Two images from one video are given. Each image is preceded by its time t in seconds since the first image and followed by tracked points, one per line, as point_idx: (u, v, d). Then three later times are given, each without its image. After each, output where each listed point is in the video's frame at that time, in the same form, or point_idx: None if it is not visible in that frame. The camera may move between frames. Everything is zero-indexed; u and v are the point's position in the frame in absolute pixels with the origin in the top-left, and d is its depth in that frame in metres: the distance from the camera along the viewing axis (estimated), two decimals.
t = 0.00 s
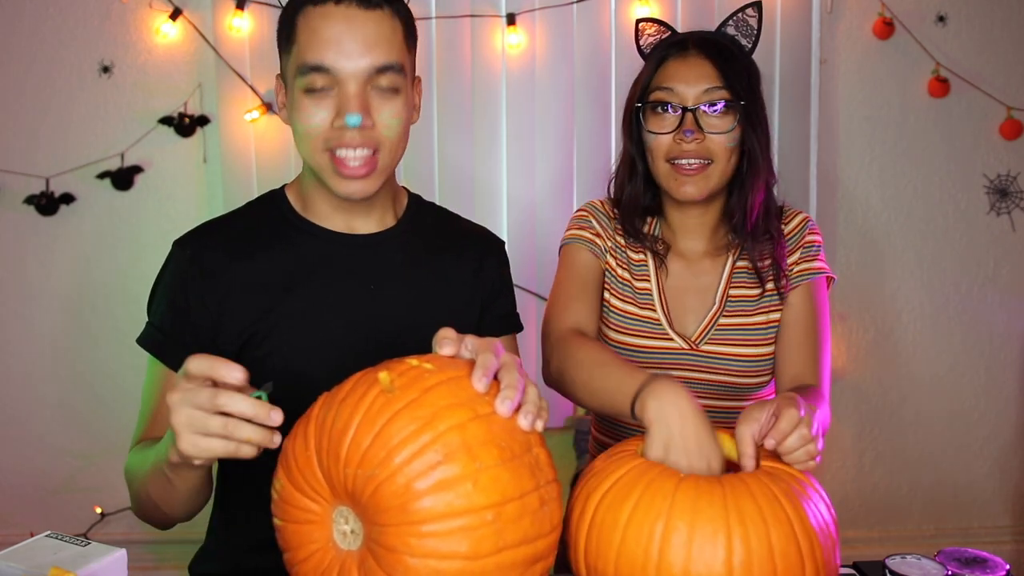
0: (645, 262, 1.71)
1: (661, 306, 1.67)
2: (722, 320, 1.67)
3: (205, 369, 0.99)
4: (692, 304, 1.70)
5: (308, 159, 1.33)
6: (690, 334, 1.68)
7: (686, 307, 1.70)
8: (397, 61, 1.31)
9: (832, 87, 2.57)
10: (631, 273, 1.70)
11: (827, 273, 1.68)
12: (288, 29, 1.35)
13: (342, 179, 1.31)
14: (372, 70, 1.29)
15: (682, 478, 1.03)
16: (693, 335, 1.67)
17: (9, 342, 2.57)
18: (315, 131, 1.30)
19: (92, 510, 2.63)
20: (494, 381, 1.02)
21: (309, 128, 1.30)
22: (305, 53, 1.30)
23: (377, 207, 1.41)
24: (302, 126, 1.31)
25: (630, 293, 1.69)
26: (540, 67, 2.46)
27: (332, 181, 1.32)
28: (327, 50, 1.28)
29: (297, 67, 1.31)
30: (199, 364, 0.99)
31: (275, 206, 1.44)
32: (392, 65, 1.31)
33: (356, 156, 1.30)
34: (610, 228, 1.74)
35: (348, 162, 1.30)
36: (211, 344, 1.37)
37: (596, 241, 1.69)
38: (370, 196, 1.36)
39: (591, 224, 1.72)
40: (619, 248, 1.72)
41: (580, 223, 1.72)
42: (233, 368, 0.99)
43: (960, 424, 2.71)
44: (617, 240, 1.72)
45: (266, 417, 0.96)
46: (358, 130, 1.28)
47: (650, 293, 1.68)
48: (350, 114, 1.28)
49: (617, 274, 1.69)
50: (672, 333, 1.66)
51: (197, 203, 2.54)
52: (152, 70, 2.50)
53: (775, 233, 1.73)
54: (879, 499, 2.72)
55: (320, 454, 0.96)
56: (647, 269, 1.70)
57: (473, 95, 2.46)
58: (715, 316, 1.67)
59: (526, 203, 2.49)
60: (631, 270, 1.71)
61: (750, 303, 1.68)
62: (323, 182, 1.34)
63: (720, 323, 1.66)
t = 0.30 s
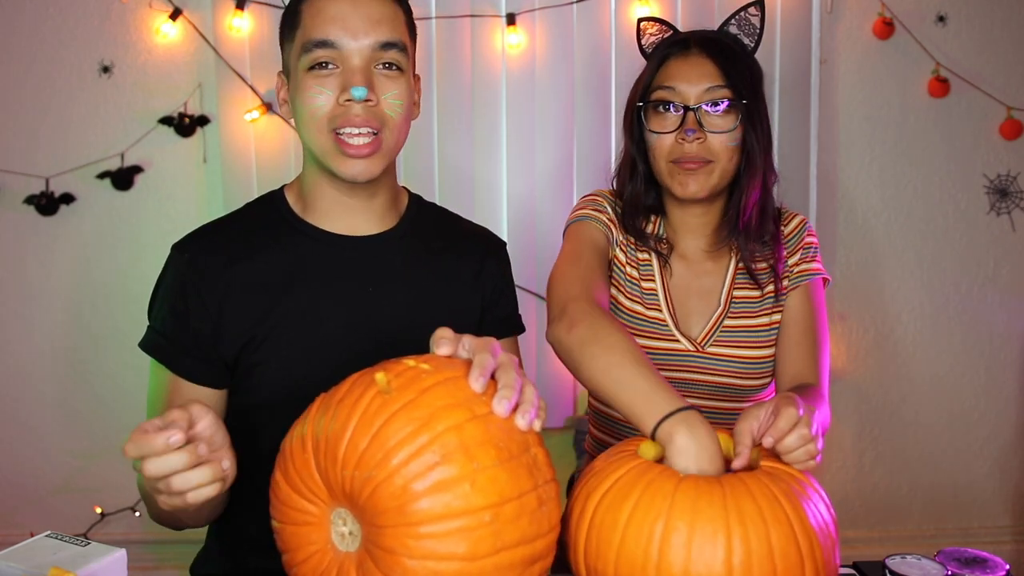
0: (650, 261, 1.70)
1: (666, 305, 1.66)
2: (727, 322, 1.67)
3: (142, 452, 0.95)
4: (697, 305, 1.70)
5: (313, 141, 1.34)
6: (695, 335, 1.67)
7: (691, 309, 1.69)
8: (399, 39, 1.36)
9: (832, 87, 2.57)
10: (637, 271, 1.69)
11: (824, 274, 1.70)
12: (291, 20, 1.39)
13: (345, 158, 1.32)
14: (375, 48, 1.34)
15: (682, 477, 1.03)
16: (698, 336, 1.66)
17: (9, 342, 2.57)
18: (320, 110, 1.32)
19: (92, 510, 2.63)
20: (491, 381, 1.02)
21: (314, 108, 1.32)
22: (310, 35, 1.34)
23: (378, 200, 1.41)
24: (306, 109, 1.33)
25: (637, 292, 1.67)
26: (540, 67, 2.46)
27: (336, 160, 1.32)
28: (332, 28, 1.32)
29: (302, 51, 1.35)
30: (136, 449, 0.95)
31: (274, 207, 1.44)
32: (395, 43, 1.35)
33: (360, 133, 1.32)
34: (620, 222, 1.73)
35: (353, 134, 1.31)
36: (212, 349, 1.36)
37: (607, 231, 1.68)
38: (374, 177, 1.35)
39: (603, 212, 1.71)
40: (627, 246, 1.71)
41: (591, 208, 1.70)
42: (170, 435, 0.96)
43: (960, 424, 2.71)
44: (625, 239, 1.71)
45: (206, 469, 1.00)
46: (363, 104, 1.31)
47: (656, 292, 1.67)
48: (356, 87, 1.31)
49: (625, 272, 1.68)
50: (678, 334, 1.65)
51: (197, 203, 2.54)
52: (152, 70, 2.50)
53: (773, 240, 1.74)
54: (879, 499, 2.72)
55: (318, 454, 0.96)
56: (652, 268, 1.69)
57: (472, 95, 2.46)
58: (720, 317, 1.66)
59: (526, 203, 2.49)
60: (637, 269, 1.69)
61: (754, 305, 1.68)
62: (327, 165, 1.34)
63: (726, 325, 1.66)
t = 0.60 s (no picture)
0: (652, 260, 1.69)
1: (667, 304, 1.66)
2: (726, 323, 1.67)
3: (157, 465, 0.94)
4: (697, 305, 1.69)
5: (320, 141, 1.34)
6: (695, 336, 1.67)
7: (689, 310, 1.69)
8: (401, 38, 1.36)
9: (832, 87, 2.57)
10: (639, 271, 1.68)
11: (819, 276, 1.71)
12: (293, 20, 1.39)
13: (354, 157, 1.32)
14: (381, 47, 1.34)
15: (683, 477, 1.03)
16: (697, 338, 1.66)
17: (9, 343, 2.57)
18: (328, 110, 1.32)
19: (92, 509, 2.63)
20: (494, 381, 1.02)
21: (320, 108, 1.32)
22: (314, 35, 1.34)
23: (383, 200, 1.40)
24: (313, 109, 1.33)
25: (637, 291, 1.67)
26: (541, 67, 2.46)
27: (344, 159, 1.33)
28: (337, 28, 1.32)
29: (307, 51, 1.34)
30: (150, 460, 0.93)
31: (275, 207, 1.44)
32: (399, 41, 1.36)
33: (369, 131, 1.32)
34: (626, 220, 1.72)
35: (362, 134, 1.32)
36: (216, 349, 1.36)
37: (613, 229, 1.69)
38: (382, 178, 1.35)
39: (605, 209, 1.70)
40: (631, 244, 1.70)
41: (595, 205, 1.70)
42: (187, 448, 0.95)
43: (960, 424, 2.71)
44: (631, 238, 1.70)
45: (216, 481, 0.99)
46: (371, 102, 1.31)
47: (656, 292, 1.66)
48: (363, 86, 1.31)
49: (628, 270, 1.68)
50: (677, 335, 1.65)
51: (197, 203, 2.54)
52: (152, 70, 2.50)
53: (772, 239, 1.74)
54: (879, 498, 2.72)
55: (320, 453, 0.96)
56: (654, 267, 1.68)
57: (473, 95, 2.46)
58: (719, 319, 1.66)
59: (527, 203, 2.49)
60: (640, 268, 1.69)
61: (752, 307, 1.68)
62: (335, 166, 1.34)
63: (725, 326, 1.66)
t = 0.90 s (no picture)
0: (664, 258, 1.69)
1: (676, 305, 1.65)
2: (729, 328, 1.66)
3: (154, 479, 0.94)
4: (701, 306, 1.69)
5: (316, 137, 1.34)
6: (698, 340, 1.66)
7: (695, 312, 1.68)
8: (402, 38, 1.37)
9: (832, 87, 2.57)
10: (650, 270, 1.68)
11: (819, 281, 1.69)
12: (293, 19, 1.40)
13: (352, 153, 1.31)
14: (381, 45, 1.34)
15: (683, 477, 1.03)
16: (702, 342, 1.66)
17: (9, 343, 2.57)
18: (327, 105, 1.31)
19: (92, 510, 2.63)
20: (494, 381, 1.02)
21: (320, 104, 1.32)
22: (315, 32, 1.34)
23: (380, 197, 1.40)
24: (312, 105, 1.32)
25: (648, 289, 1.68)
26: (540, 67, 2.46)
27: (341, 154, 1.32)
28: (339, 26, 1.33)
29: (306, 49, 1.35)
30: (147, 474, 0.94)
31: (274, 208, 1.44)
32: (400, 40, 1.36)
33: (367, 127, 1.31)
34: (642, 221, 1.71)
35: (361, 130, 1.31)
36: (211, 350, 1.36)
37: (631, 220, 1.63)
38: (376, 175, 1.35)
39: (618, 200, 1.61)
40: (646, 241, 1.70)
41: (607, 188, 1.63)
42: (185, 466, 0.95)
43: (960, 424, 2.71)
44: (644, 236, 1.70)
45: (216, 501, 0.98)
46: (370, 99, 1.31)
47: (666, 292, 1.67)
48: (363, 83, 1.31)
49: (640, 267, 1.68)
50: (683, 336, 1.65)
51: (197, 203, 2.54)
52: (152, 70, 2.50)
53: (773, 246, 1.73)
54: (879, 498, 2.72)
55: (320, 453, 0.96)
56: (665, 266, 1.68)
57: (473, 95, 2.46)
58: (723, 323, 1.66)
59: (527, 203, 2.49)
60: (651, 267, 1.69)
61: (755, 312, 1.67)
62: (332, 162, 1.33)
63: (728, 331, 1.66)
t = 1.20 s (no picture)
0: (654, 258, 1.68)
1: (671, 304, 1.65)
2: (724, 327, 1.68)
3: (170, 474, 0.95)
4: (696, 306, 1.69)
5: (315, 135, 1.34)
6: (694, 339, 1.67)
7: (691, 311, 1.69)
8: (404, 37, 1.37)
9: (833, 87, 2.57)
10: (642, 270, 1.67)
11: (809, 279, 1.71)
12: (293, 17, 1.39)
13: (353, 152, 1.31)
14: (384, 45, 1.34)
15: (684, 476, 1.03)
16: (697, 340, 1.66)
17: (8, 343, 2.57)
18: (331, 104, 1.31)
19: (92, 509, 2.63)
20: (496, 381, 1.02)
21: (323, 103, 1.31)
22: (318, 31, 1.34)
23: (378, 198, 1.41)
24: (315, 104, 1.32)
25: (641, 290, 1.67)
26: (541, 67, 2.46)
27: (343, 153, 1.32)
28: (343, 25, 1.33)
29: (308, 47, 1.35)
30: (166, 468, 0.95)
31: (274, 208, 1.44)
32: (403, 40, 1.36)
33: (371, 126, 1.32)
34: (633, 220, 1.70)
35: (365, 129, 1.31)
36: (209, 352, 1.36)
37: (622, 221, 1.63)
38: (378, 173, 1.35)
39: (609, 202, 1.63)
40: (636, 241, 1.69)
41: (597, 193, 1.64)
42: (202, 465, 0.95)
43: (960, 424, 2.71)
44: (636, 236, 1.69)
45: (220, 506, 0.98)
46: (374, 98, 1.31)
47: (660, 292, 1.66)
48: (368, 82, 1.31)
49: (632, 268, 1.67)
50: (678, 336, 1.65)
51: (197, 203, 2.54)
52: (152, 70, 2.50)
53: (764, 242, 1.75)
54: (879, 498, 2.72)
55: (322, 450, 0.96)
56: (656, 266, 1.67)
57: (473, 95, 2.46)
58: (718, 322, 1.67)
59: (526, 204, 2.49)
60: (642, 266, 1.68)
61: (750, 309, 1.69)
62: (333, 161, 1.33)
63: (723, 330, 1.67)
